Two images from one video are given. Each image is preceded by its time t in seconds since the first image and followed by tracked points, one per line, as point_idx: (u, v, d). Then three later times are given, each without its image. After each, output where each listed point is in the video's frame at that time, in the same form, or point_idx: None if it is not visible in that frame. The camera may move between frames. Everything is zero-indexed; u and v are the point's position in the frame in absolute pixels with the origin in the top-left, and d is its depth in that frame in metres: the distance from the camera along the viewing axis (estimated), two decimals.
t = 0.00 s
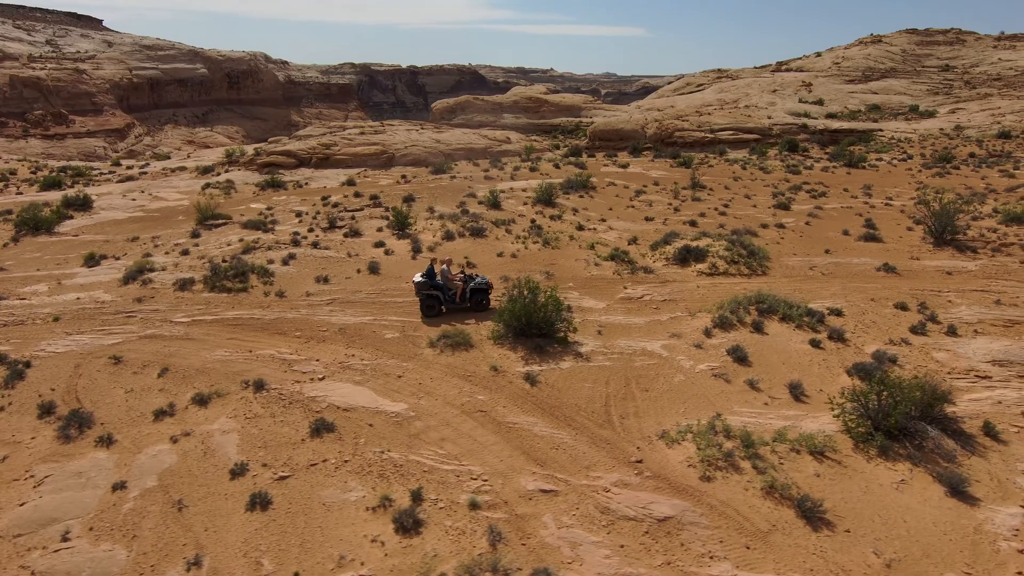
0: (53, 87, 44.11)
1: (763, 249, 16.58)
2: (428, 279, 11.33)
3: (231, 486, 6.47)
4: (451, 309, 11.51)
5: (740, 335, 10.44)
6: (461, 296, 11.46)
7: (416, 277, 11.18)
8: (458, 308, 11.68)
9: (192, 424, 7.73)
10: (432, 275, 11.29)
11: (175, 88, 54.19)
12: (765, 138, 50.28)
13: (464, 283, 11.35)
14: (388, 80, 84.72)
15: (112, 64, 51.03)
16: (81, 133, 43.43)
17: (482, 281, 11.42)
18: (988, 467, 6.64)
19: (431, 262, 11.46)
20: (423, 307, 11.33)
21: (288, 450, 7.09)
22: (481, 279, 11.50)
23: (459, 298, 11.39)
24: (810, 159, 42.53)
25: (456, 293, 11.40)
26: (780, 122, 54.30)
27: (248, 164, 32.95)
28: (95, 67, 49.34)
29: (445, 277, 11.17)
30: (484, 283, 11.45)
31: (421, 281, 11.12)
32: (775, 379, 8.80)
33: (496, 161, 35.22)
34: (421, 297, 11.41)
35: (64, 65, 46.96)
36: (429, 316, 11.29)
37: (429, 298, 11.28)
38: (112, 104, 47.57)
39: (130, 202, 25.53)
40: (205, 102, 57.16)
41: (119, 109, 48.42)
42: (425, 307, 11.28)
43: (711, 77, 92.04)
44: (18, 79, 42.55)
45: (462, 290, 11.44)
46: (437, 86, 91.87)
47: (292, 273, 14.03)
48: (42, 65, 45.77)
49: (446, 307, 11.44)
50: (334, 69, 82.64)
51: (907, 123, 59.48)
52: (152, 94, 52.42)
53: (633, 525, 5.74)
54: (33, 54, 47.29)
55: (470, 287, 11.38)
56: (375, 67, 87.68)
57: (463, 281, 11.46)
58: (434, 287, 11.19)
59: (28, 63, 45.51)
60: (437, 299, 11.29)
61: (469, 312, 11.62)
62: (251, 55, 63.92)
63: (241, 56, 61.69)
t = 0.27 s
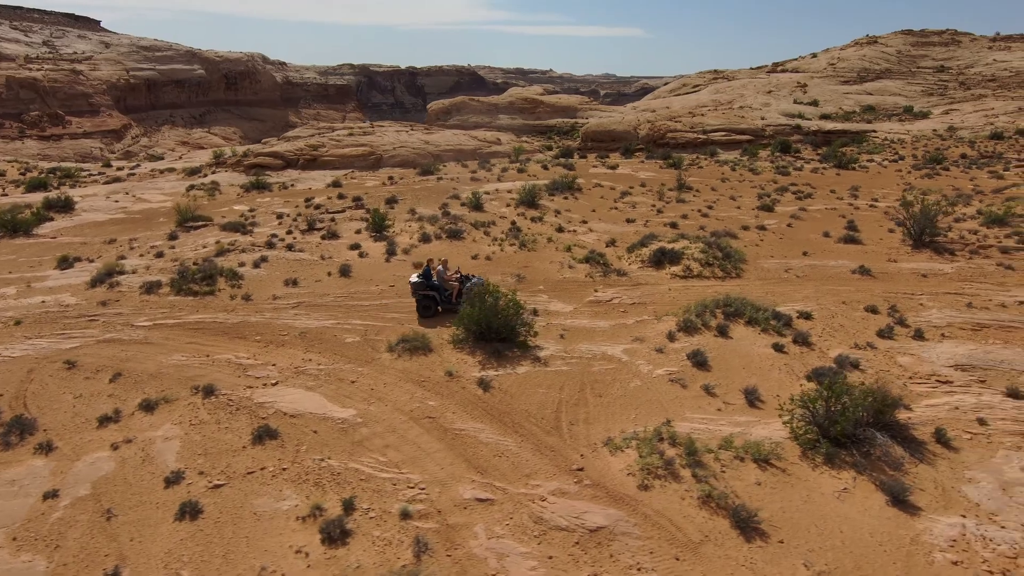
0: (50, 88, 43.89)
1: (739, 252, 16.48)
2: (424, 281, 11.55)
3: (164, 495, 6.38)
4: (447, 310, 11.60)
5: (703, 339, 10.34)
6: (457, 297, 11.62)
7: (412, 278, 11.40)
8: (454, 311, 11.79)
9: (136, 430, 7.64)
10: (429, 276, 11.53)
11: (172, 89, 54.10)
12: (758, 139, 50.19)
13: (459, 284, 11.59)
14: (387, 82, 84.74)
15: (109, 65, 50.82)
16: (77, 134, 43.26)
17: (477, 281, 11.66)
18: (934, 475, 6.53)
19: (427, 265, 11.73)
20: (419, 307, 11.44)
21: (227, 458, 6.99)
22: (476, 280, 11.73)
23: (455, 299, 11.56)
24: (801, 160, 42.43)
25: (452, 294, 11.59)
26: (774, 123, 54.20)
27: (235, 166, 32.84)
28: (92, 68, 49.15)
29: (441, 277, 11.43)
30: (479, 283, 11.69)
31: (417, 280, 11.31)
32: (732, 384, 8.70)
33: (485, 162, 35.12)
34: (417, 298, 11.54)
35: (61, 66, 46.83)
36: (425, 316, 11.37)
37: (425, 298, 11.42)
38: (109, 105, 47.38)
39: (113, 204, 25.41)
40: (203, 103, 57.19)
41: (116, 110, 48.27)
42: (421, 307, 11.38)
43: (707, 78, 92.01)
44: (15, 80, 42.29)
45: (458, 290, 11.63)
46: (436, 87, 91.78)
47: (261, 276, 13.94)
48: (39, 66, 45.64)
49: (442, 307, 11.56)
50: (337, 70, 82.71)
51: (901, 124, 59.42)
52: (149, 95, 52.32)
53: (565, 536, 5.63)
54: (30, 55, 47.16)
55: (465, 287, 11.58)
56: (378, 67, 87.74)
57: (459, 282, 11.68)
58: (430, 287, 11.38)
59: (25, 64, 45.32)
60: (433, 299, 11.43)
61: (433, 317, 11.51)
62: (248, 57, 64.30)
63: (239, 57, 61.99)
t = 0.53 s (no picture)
0: (46, 88, 43.84)
1: (716, 254, 16.36)
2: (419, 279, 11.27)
3: (93, 503, 6.28)
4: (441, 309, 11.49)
5: (666, 342, 10.21)
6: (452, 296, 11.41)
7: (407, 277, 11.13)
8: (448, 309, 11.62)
9: (77, 436, 7.53)
10: (425, 274, 11.21)
11: (169, 90, 54.02)
12: (751, 140, 50.07)
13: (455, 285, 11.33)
14: (386, 82, 84.67)
15: (106, 65, 50.69)
16: (74, 134, 43.12)
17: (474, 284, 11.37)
18: (879, 483, 6.40)
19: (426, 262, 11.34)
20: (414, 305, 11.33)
21: (164, 465, 6.88)
22: (473, 280, 11.45)
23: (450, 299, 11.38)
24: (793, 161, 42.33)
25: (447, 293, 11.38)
26: (767, 124, 54.06)
27: (222, 167, 32.72)
28: (89, 69, 48.91)
29: (437, 278, 11.12)
30: (476, 284, 11.42)
31: (412, 282, 11.08)
32: (688, 388, 8.57)
33: (473, 163, 35.01)
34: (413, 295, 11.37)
35: (58, 67, 46.73)
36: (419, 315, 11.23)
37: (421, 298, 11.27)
38: (106, 105, 47.18)
39: (95, 205, 25.28)
40: (200, 104, 57.16)
41: (113, 111, 48.16)
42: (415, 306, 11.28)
43: (704, 79, 91.88)
44: (10, 81, 42.20)
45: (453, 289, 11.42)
46: (435, 87, 91.62)
47: (229, 278, 13.81)
48: (36, 67, 45.55)
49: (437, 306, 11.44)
50: (336, 70, 82.58)
51: (895, 125, 59.35)
52: (146, 95, 52.21)
53: (493, 546, 5.51)
54: (27, 56, 47.14)
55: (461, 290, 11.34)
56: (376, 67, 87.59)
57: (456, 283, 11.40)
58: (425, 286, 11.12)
59: (22, 65, 45.25)
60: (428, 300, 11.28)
61: (397, 320, 11.39)
62: (246, 57, 64.21)
63: (236, 58, 61.90)
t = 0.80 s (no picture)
0: (43, 89, 43.70)
1: (693, 255, 16.22)
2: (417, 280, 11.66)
3: (20, 511, 6.15)
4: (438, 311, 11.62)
5: (628, 346, 10.07)
6: (448, 297, 11.61)
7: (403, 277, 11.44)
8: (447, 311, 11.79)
9: (15, 442, 7.40)
10: (421, 275, 11.52)
11: (166, 90, 53.94)
12: (743, 140, 49.96)
13: (450, 284, 11.54)
14: (384, 82, 84.56)
15: (103, 66, 50.53)
16: (70, 135, 42.95)
17: (469, 282, 11.57)
18: (823, 491, 6.27)
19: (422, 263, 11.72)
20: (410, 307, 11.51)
21: (98, 472, 6.75)
22: (468, 281, 11.61)
23: (446, 299, 11.54)
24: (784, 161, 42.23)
25: (443, 294, 11.60)
26: (761, 124, 53.90)
27: (209, 168, 32.57)
28: (85, 70, 48.78)
29: (432, 277, 11.39)
30: (470, 284, 11.55)
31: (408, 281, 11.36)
32: (643, 392, 8.43)
33: (462, 163, 34.90)
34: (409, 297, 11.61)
35: (54, 67, 46.59)
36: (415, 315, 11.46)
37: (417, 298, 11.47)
38: (102, 106, 47.06)
39: (77, 206, 25.13)
40: (197, 104, 57.12)
41: (110, 111, 48.03)
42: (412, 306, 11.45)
43: (700, 79, 91.81)
44: (6, 81, 42.05)
45: (450, 290, 11.61)
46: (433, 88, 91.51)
47: (198, 280, 13.69)
48: (32, 68, 45.41)
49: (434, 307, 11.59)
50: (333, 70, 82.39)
51: (888, 125, 59.24)
52: (143, 96, 52.08)
53: (418, 557, 5.39)
54: (24, 57, 47.07)
55: (457, 288, 11.52)
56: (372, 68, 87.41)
57: (451, 282, 11.61)
58: (421, 287, 11.43)
59: (19, 66, 45.15)
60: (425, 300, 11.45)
61: (359, 323, 11.25)
62: (243, 57, 64.13)
63: (233, 58, 61.81)
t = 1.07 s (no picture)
0: (39, 90, 43.61)
1: (669, 257, 16.09)
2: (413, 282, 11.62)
3: None
4: (434, 312, 11.64)
5: (589, 350, 9.94)
6: (443, 299, 11.59)
7: (399, 279, 11.46)
8: (442, 312, 11.79)
9: None
10: (417, 277, 11.52)
11: (164, 91, 53.89)
12: (736, 141, 49.86)
13: (446, 286, 11.54)
14: (383, 83, 84.45)
15: (100, 67, 50.47)
16: (66, 135, 42.81)
17: (465, 285, 11.57)
18: (764, 500, 6.14)
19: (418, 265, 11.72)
20: (406, 309, 11.52)
21: (30, 480, 6.63)
22: (464, 283, 11.60)
23: (442, 301, 11.55)
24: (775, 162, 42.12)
25: (439, 296, 11.59)
26: (754, 125, 53.79)
27: (195, 169, 32.43)
28: (82, 70, 48.67)
29: (428, 279, 11.40)
30: (466, 287, 11.54)
31: (404, 283, 11.37)
32: (597, 398, 8.30)
33: (450, 164, 34.77)
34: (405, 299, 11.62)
35: (51, 68, 46.50)
36: (410, 318, 11.41)
37: (412, 300, 11.47)
38: (99, 107, 46.94)
39: (59, 207, 24.98)
40: (195, 104, 57.09)
41: (107, 112, 47.93)
42: (407, 309, 11.46)
43: (697, 80, 91.70)
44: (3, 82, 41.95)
45: (445, 293, 11.60)
46: (432, 89, 91.48)
47: (165, 283, 13.56)
48: (29, 68, 45.33)
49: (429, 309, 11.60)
50: (329, 70, 82.25)
51: (882, 126, 59.14)
52: (140, 96, 52.00)
53: (340, 569, 5.26)
54: (20, 57, 47.15)
55: (453, 291, 11.52)
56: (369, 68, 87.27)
57: (447, 285, 11.62)
58: (416, 289, 11.39)
59: (17, 66, 45.18)
60: (420, 302, 11.46)
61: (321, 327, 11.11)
62: (241, 58, 64.11)
63: (231, 59, 61.80)
